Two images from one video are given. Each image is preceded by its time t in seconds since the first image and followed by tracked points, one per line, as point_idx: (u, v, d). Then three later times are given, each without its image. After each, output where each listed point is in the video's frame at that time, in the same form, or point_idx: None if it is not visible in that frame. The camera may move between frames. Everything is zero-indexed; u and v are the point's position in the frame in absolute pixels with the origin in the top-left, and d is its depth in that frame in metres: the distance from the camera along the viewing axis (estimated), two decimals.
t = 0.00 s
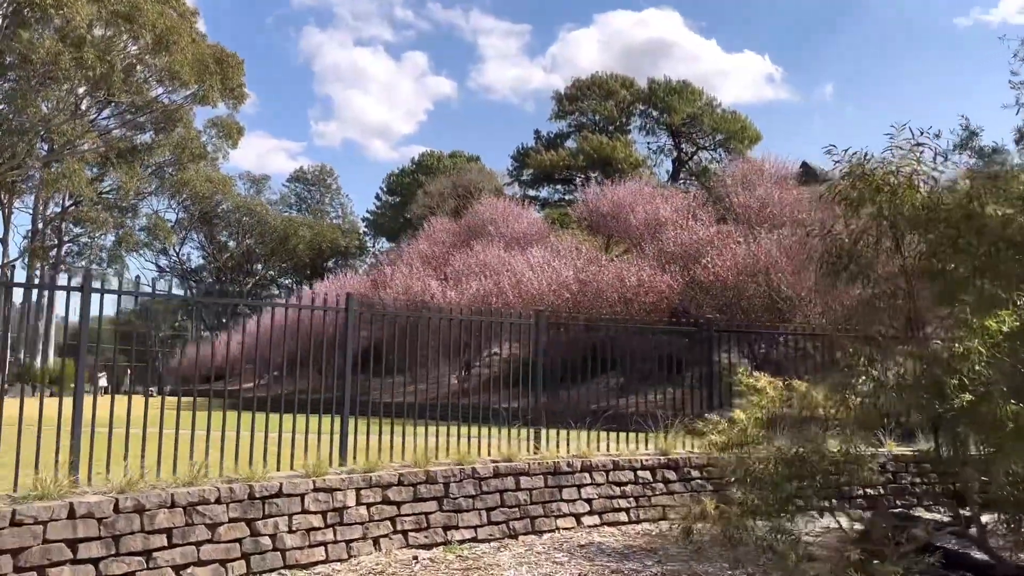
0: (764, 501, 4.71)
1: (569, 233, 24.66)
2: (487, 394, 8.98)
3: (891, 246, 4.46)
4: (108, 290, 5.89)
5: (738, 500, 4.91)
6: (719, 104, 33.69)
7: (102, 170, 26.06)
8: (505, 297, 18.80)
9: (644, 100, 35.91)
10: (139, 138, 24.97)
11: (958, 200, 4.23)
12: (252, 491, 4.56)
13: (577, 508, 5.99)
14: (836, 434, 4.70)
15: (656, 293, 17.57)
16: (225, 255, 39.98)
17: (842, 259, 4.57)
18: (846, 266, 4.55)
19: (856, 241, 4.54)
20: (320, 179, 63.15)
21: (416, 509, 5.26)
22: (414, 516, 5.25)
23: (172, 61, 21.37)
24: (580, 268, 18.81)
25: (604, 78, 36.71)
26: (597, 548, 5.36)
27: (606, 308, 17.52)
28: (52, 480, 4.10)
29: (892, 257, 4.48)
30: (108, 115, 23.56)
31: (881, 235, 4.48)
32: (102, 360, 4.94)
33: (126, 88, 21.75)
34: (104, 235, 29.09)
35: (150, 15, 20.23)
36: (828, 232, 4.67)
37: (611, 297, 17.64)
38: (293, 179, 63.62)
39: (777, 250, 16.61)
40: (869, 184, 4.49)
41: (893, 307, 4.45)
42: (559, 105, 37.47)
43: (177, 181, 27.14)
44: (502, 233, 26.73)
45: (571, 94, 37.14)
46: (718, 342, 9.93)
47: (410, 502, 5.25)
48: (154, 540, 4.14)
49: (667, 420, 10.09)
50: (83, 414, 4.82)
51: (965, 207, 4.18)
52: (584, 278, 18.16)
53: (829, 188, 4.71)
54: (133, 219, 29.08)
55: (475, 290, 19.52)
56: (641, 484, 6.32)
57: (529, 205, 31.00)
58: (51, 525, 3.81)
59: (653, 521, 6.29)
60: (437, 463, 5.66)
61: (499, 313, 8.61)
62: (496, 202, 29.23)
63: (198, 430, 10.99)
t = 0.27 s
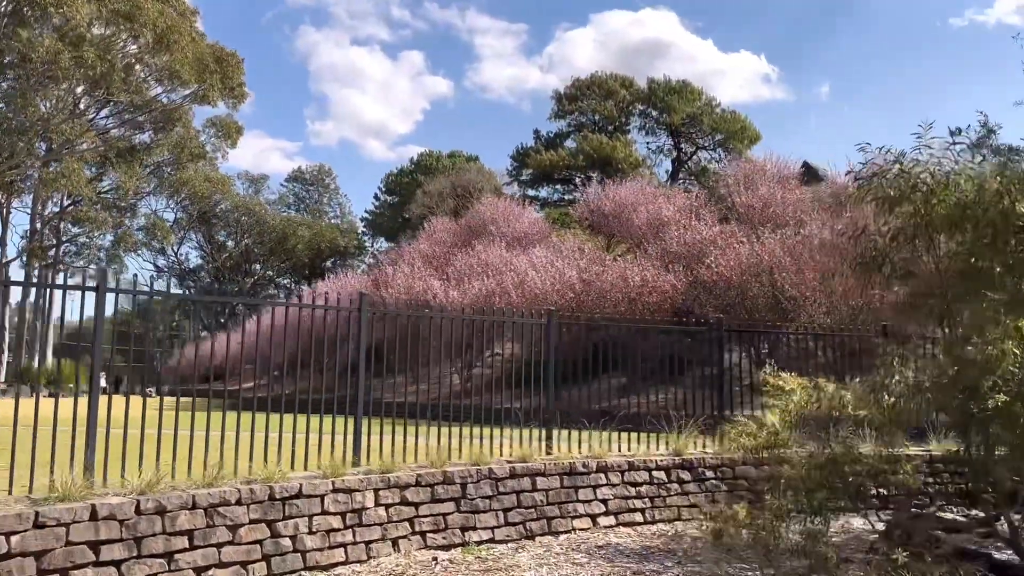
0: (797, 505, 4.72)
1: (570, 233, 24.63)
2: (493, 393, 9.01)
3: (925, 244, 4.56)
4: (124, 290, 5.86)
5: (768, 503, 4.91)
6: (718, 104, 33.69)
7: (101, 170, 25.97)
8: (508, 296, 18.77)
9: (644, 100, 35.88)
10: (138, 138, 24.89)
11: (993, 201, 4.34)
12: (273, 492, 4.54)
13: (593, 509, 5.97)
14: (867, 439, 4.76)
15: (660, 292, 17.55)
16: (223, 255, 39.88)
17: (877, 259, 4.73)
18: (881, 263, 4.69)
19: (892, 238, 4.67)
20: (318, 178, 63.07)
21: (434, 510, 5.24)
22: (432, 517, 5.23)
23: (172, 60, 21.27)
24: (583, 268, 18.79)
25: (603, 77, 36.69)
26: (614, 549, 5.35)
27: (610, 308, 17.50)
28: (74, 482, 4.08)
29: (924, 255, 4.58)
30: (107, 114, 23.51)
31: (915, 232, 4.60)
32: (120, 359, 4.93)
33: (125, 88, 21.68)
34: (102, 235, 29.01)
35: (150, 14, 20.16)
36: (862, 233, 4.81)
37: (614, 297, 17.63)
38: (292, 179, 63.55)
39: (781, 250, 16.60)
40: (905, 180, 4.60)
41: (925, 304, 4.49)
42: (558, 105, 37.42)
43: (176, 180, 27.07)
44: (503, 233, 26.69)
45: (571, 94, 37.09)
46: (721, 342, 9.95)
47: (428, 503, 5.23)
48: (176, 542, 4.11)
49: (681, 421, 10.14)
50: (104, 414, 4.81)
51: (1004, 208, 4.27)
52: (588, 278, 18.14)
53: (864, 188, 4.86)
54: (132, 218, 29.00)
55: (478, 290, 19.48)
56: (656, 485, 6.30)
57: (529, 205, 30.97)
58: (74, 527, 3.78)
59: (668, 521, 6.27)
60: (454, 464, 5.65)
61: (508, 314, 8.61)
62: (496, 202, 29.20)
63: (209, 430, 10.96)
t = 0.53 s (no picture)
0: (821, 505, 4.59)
1: (568, 232, 24.63)
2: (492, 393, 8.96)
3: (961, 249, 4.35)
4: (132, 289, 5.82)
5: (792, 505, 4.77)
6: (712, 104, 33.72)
7: (94, 170, 25.82)
8: (507, 296, 18.76)
9: (638, 100, 35.89)
10: (131, 138, 24.76)
11: None
12: (285, 494, 4.51)
13: (603, 510, 5.95)
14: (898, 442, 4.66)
15: (659, 292, 17.54)
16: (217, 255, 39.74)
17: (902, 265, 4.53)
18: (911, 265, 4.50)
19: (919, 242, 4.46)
20: (311, 178, 62.93)
21: (445, 512, 5.21)
22: (443, 519, 5.20)
23: (167, 60, 21.17)
24: (582, 268, 18.76)
25: (599, 77, 36.68)
26: (626, 551, 5.32)
27: (609, 308, 17.49)
28: (84, 485, 4.04)
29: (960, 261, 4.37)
30: (100, 113, 23.40)
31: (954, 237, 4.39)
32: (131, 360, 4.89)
33: (119, 87, 21.57)
34: (95, 235, 28.84)
35: (146, 13, 20.05)
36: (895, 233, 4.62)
37: (613, 297, 17.62)
38: (286, 178, 63.42)
39: (780, 250, 16.59)
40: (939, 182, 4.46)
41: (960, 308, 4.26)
42: (553, 104, 37.39)
43: (170, 180, 26.94)
44: (499, 233, 26.65)
45: (566, 94, 37.08)
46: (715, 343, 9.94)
47: (439, 505, 5.20)
48: (189, 545, 4.07)
49: (691, 422, 10.17)
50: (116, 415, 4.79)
51: None
52: (587, 277, 18.13)
53: (884, 189, 4.94)
54: (126, 218, 28.86)
55: (476, 290, 19.45)
56: (665, 486, 6.28)
57: (525, 205, 30.95)
58: (88, 530, 3.74)
59: (678, 523, 6.26)
60: (464, 465, 5.63)
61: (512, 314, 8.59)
62: (492, 202, 29.18)
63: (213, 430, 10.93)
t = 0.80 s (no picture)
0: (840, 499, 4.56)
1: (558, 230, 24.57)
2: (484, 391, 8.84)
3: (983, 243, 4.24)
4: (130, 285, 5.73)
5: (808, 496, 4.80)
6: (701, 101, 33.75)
7: (79, 167, 25.52)
8: (498, 293, 18.69)
9: (628, 98, 35.84)
10: (117, 134, 24.50)
11: None
12: (287, 494, 4.43)
13: (606, 509, 5.90)
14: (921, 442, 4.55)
15: (652, 290, 17.49)
16: (204, 252, 39.42)
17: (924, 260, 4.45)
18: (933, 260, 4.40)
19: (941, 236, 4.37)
20: (299, 175, 62.64)
21: (448, 511, 5.15)
22: (446, 518, 5.13)
23: (154, 56, 20.95)
24: (575, 265, 18.71)
25: (588, 75, 36.64)
26: (631, 550, 5.28)
27: (602, 305, 17.44)
28: (83, 485, 3.95)
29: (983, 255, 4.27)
30: (86, 110, 23.12)
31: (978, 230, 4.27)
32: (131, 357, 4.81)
33: (105, 83, 21.33)
34: (81, 233, 28.53)
35: (133, 9, 19.83)
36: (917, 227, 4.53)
37: (606, 294, 17.57)
38: (274, 176, 63.10)
39: (772, 248, 16.58)
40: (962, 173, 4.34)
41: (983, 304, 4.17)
42: (542, 102, 37.30)
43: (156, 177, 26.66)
44: (490, 230, 26.57)
45: (555, 91, 37.02)
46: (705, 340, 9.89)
47: (442, 504, 5.14)
48: (191, 547, 3.99)
49: (691, 418, 10.14)
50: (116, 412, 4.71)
51: None
52: (579, 275, 18.07)
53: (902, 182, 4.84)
54: (112, 216, 28.56)
55: (467, 287, 19.36)
56: (667, 484, 6.24)
57: (515, 202, 30.87)
58: (88, 532, 3.65)
59: (680, 521, 6.22)
60: (466, 464, 5.56)
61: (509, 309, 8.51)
62: (482, 199, 29.09)
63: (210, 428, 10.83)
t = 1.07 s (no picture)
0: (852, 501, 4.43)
1: (543, 229, 24.52)
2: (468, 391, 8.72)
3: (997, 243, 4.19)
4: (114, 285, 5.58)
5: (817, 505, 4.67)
6: (685, 102, 33.84)
7: (57, 164, 25.12)
8: (485, 293, 18.61)
9: (611, 98, 35.84)
10: (96, 131, 24.15)
11: None
12: (281, 499, 4.33)
13: (601, 511, 5.85)
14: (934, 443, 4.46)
15: (639, 290, 17.48)
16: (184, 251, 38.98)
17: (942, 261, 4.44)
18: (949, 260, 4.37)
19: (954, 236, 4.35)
20: (280, 173, 62.17)
21: (444, 515, 5.08)
22: (442, 522, 5.07)
23: (135, 52, 20.66)
24: (562, 265, 18.67)
25: (572, 74, 36.62)
26: (627, 553, 5.23)
27: (589, 305, 17.42)
28: (71, 492, 3.82)
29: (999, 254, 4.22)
30: (64, 106, 22.76)
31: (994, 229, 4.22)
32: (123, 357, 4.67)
33: (84, 79, 21.00)
34: (58, 231, 28.09)
35: (113, 4, 19.55)
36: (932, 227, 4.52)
37: (593, 294, 17.54)
38: (255, 174, 62.65)
39: (758, 248, 16.60)
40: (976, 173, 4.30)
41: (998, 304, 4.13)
42: (526, 101, 37.24)
43: (136, 175, 26.30)
44: (475, 229, 26.47)
45: (539, 90, 36.97)
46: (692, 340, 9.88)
47: (438, 508, 5.07)
48: (183, 554, 3.88)
49: (687, 419, 10.09)
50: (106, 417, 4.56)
51: None
52: (566, 275, 18.03)
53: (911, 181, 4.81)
54: (90, 213, 28.15)
55: (453, 287, 19.25)
56: (662, 485, 6.20)
57: (499, 201, 30.78)
58: (78, 540, 3.54)
59: (675, 522, 6.19)
60: (461, 466, 5.50)
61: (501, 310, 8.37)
62: (467, 198, 28.98)
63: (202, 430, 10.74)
